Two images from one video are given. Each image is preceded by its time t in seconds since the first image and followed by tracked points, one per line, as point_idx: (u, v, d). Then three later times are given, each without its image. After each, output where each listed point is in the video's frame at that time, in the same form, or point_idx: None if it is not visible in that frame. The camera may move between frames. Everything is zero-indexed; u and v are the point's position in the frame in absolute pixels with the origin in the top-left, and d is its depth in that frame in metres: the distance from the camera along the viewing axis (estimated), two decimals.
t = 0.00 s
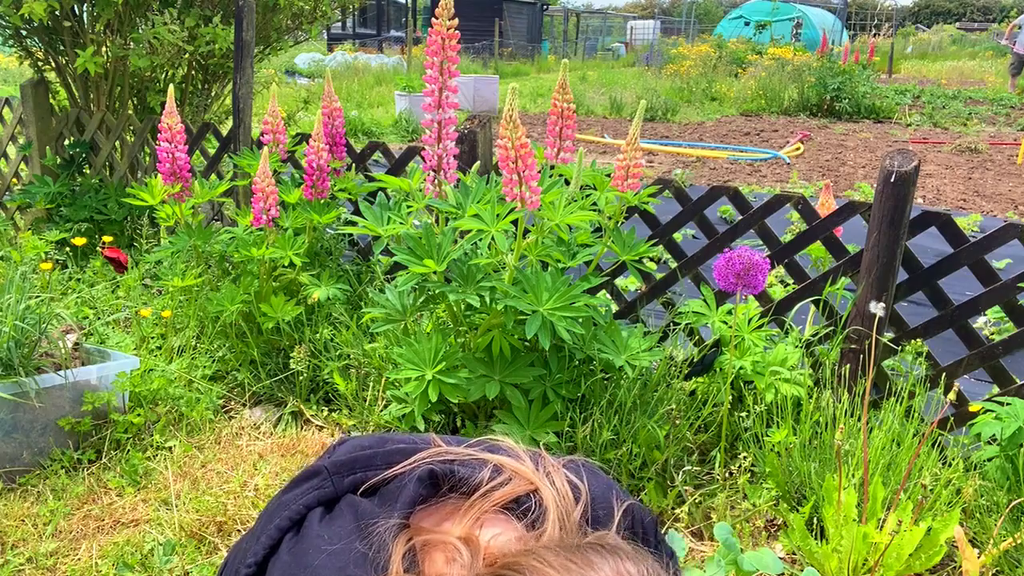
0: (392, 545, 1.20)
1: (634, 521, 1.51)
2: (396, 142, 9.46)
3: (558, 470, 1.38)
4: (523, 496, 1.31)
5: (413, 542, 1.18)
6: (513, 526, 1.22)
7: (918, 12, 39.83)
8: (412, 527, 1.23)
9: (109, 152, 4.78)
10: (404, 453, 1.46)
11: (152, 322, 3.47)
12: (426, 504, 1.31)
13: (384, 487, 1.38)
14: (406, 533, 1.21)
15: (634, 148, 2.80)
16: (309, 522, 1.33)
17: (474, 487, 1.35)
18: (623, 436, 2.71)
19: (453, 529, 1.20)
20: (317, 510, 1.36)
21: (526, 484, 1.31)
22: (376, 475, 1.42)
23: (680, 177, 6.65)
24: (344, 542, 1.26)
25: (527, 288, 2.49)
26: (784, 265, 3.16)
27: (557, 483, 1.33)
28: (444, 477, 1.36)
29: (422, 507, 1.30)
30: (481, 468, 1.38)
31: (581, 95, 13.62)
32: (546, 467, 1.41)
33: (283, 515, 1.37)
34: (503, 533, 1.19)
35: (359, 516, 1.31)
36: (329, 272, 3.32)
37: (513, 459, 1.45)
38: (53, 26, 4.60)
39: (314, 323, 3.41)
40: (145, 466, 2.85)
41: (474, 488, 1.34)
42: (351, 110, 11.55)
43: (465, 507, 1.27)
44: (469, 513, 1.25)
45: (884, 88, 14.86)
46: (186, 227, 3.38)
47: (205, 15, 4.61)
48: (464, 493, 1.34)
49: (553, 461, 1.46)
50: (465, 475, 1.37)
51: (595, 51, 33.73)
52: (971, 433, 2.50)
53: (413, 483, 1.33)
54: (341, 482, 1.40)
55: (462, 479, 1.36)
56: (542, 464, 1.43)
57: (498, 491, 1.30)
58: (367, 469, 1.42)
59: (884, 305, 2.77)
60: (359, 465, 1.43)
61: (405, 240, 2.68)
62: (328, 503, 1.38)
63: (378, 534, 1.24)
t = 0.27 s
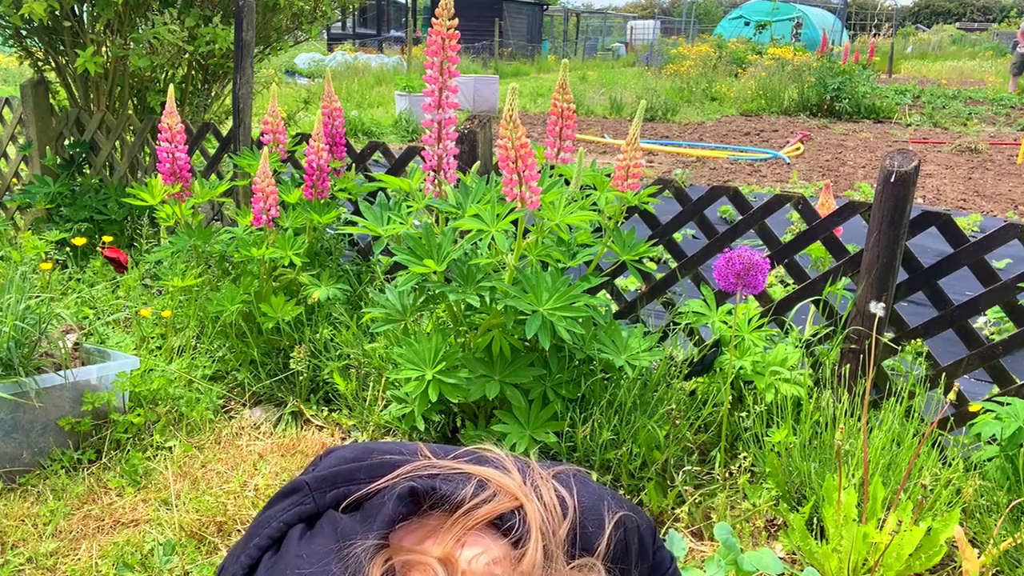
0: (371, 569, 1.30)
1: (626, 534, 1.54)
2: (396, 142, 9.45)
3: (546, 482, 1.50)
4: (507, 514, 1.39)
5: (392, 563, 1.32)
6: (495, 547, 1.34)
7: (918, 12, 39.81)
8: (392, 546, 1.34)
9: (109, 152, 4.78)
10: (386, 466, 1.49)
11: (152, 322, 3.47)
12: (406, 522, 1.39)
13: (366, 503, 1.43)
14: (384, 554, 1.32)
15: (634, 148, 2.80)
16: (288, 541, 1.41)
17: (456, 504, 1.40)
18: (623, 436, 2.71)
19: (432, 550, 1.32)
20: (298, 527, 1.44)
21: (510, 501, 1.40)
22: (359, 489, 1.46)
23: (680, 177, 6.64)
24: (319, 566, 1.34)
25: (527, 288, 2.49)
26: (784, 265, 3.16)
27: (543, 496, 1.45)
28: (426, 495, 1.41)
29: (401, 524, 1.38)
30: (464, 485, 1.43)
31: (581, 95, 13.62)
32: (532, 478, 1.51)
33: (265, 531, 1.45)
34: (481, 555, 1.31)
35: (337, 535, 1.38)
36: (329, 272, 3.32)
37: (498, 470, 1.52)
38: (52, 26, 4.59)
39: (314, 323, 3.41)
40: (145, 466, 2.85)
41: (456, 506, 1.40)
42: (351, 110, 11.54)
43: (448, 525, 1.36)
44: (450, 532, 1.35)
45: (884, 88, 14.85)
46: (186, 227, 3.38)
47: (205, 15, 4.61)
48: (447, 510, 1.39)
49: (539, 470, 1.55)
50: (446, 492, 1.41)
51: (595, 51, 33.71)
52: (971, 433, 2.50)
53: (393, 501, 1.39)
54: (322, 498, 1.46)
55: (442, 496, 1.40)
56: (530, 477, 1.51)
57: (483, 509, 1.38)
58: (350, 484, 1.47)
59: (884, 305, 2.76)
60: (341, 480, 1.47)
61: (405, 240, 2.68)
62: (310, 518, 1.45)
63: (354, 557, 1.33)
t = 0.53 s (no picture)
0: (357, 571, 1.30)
1: (618, 530, 1.52)
2: (396, 142, 9.45)
3: (536, 482, 1.50)
4: (495, 514, 1.40)
5: (379, 564, 1.32)
6: (483, 549, 1.35)
7: (917, 12, 39.82)
8: (380, 548, 1.34)
9: (109, 152, 4.78)
10: (376, 468, 1.49)
11: (152, 322, 3.47)
12: (394, 524, 1.38)
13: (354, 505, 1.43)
14: (371, 557, 1.33)
15: (634, 148, 2.80)
16: (276, 543, 1.43)
17: (445, 505, 1.39)
18: (622, 437, 2.71)
19: (420, 552, 1.32)
20: (286, 529, 1.45)
21: (499, 501, 1.41)
22: (348, 491, 1.47)
23: (680, 177, 6.64)
24: (305, 569, 1.34)
25: (527, 288, 2.49)
26: (784, 265, 3.16)
27: (533, 495, 1.46)
28: (414, 496, 1.39)
29: (389, 525, 1.37)
30: (453, 485, 1.43)
31: (581, 95, 13.62)
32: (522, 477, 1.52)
33: (254, 534, 1.47)
34: (469, 558, 1.32)
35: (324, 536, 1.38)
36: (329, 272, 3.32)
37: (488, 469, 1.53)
38: (53, 26, 4.60)
39: (314, 323, 3.41)
40: (145, 466, 2.85)
41: (445, 507, 1.39)
42: (351, 110, 11.54)
43: (437, 526, 1.36)
44: (439, 533, 1.35)
45: (884, 87, 14.85)
46: (186, 227, 3.38)
47: (205, 15, 4.61)
48: (435, 512, 1.39)
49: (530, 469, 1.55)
50: (435, 494, 1.39)
51: (595, 51, 33.72)
52: (971, 433, 2.50)
53: (380, 502, 1.37)
54: (310, 500, 1.47)
55: (431, 498, 1.39)
56: (521, 475, 1.53)
57: (472, 510, 1.38)
58: (339, 486, 1.47)
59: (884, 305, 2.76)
60: (330, 482, 1.48)
61: (405, 240, 2.68)
62: (299, 522, 1.46)
63: (339, 559, 1.32)
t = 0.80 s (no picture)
0: (344, 563, 1.30)
1: (608, 518, 1.55)
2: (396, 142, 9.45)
3: (525, 473, 1.49)
4: (484, 506, 1.38)
5: (367, 557, 1.31)
6: (473, 540, 1.33)
7: (917, 12, 39.81)
8: (368, 541, 1.34)
9: (109, 152, 4.78)
10: (365, 464, 1.52)
11: (152, 321, 3.47)
12: (381, 518, 1.39)
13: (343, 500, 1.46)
14: (358, 550, 1.32)
15: (634, 148, 2.80)
16: (267, 540, 1.45)
17: (432, 497, 1.40)
18: (622, 436, 2.71)
19: (408, 544, 1.31)
20: (276, 526, 1.47)
21: (487, 493, 1.39)
22: (337, 486, 1.49)
23: (680, 177, 6.64)
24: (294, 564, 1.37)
25: (527, 288, 2.49)
26: (784, 265, 3.16)
27: (522, 487, 1.45)
28: (401, 489, 1.41)
29: (378, 520, 1.38)
30: (441, 478, 1.43)
31: (581, 95, 13.61)
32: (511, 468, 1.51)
33: (245, 531, 1.49)
34: (458, 549, 1.30)
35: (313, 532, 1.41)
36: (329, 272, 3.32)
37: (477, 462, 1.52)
38: (52, 26, 4.60)
39: (315, 323, 3.41)
40: (145, 466, 2.85)
41: (432, 499, 1.39)
42: (351, 110, 11.54)
43: (425, 518, 1.36)
44: (427, 526, 1.34)
45: (884, 87, 14.84)
46: (186, 227, 3.38)
47: (205, 15, 4.61)
48: (423, 504, 1.40)
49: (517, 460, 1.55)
50: (423, 486, 1.41)
51: (595, 51, 33.71)
52: (971, 433, 2.50)
53: (366, 496, 1.39)
54: (299, 496, 1.49)
55: (418, 491, 1.41)
56: (510, 467, 1.52)
57: (459, 501, 1.37)
58: (328, 482, 1.49)
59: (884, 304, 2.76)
60: (319, 478, 1.50)
61: (405, 240, 2.68)
62: (288, 518, 1.49)
63: (327, 553, 1.34)
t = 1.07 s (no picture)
0: (328, 553, 1.23)
1: (595, 503, 1.53)
2: (396, 142, 9.45)
3: (512, 459, 1.45)
4: (470, 494, 1.34)
5: (353, 546, 1.24)
6: (459, 528, 1.27)
7: (917, 12, 39.82)
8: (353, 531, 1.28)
9: (109, 152, 4.78)
10: (353, 455, 1.46)
11: (152, 321, 3.47)
12: (367, 509, 1.32)
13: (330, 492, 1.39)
14: (343, 540, 1.25)
15: (634, 148, 2.80)
16: (253, 533, 1.38)
17: (417, 487, 1.35)
18: (623, 436, 2.71)
19: (393, 534, 1.24)
20: (263, 519, 1.40)
21: (473, 481, 1.35)
22: (324, 480, 1.42)
23: (680, 177, 6.64)
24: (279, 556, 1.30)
25: (527, 288, 2.49)
26: (784, 265, 3.15)
27: (510, 473, 1.41)
28: (386, 480, 1.36)
29: (364, 510, 1.32)
30: (425, 468, 1.38)
31: (581, 95, 13.61)
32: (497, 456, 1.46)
33: (232, 526, 1.42)
34: (443, 539, 1.24)
35: (299, 523, 1.34)
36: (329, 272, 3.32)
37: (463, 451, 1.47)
38: (52, 26, 4.60)
39: (314, 323, 3.41)
40: (145, 466, 2.85)
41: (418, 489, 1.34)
42: (351, 110, 11.54)
43: (411, 507, 1.30)
44: (413, 516, 1.28)
45: (884, 87, 14.85)
46: (186, 227, 3.38)
47: (205, 15, 4.62)
48: (409, 494, 1.34)
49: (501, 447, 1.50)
50: (407, 477, 1.36)
51: (595, 52, 33.72)
52: (971, 432, 2.50)
53: (351, 487, 1.33)
54: (287, 490, 1.42)
55: (402, 481, 1.36)
56: (496, 454, 1.47)
57: (445, 490, 1.32)
58: (316, 474, 1.43)
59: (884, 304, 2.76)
60: (307, 471, 1.43)
61: (405, 240, 2.68)
62: (276, 512, 1.42)
63: (310, 543, 1.27)
